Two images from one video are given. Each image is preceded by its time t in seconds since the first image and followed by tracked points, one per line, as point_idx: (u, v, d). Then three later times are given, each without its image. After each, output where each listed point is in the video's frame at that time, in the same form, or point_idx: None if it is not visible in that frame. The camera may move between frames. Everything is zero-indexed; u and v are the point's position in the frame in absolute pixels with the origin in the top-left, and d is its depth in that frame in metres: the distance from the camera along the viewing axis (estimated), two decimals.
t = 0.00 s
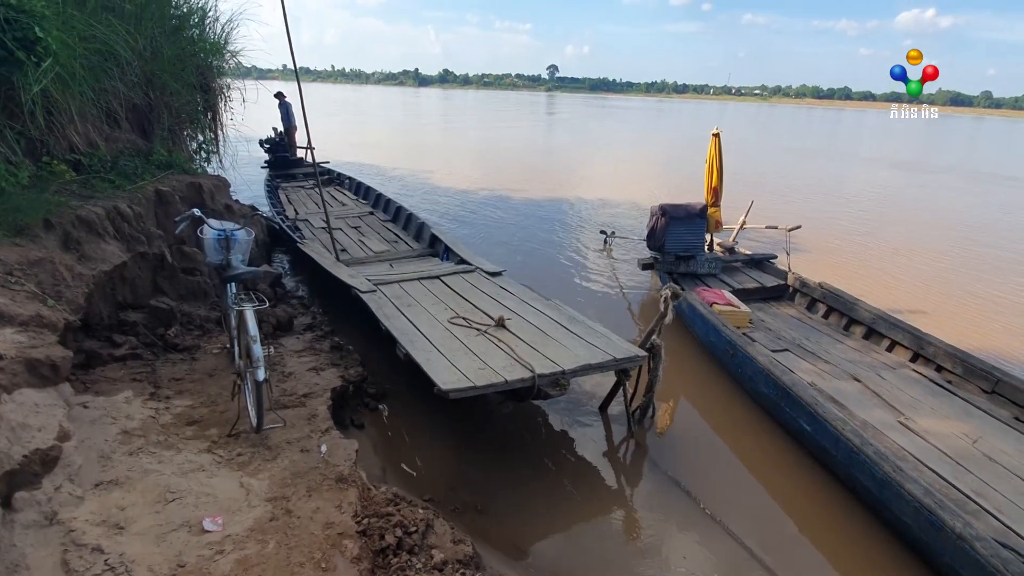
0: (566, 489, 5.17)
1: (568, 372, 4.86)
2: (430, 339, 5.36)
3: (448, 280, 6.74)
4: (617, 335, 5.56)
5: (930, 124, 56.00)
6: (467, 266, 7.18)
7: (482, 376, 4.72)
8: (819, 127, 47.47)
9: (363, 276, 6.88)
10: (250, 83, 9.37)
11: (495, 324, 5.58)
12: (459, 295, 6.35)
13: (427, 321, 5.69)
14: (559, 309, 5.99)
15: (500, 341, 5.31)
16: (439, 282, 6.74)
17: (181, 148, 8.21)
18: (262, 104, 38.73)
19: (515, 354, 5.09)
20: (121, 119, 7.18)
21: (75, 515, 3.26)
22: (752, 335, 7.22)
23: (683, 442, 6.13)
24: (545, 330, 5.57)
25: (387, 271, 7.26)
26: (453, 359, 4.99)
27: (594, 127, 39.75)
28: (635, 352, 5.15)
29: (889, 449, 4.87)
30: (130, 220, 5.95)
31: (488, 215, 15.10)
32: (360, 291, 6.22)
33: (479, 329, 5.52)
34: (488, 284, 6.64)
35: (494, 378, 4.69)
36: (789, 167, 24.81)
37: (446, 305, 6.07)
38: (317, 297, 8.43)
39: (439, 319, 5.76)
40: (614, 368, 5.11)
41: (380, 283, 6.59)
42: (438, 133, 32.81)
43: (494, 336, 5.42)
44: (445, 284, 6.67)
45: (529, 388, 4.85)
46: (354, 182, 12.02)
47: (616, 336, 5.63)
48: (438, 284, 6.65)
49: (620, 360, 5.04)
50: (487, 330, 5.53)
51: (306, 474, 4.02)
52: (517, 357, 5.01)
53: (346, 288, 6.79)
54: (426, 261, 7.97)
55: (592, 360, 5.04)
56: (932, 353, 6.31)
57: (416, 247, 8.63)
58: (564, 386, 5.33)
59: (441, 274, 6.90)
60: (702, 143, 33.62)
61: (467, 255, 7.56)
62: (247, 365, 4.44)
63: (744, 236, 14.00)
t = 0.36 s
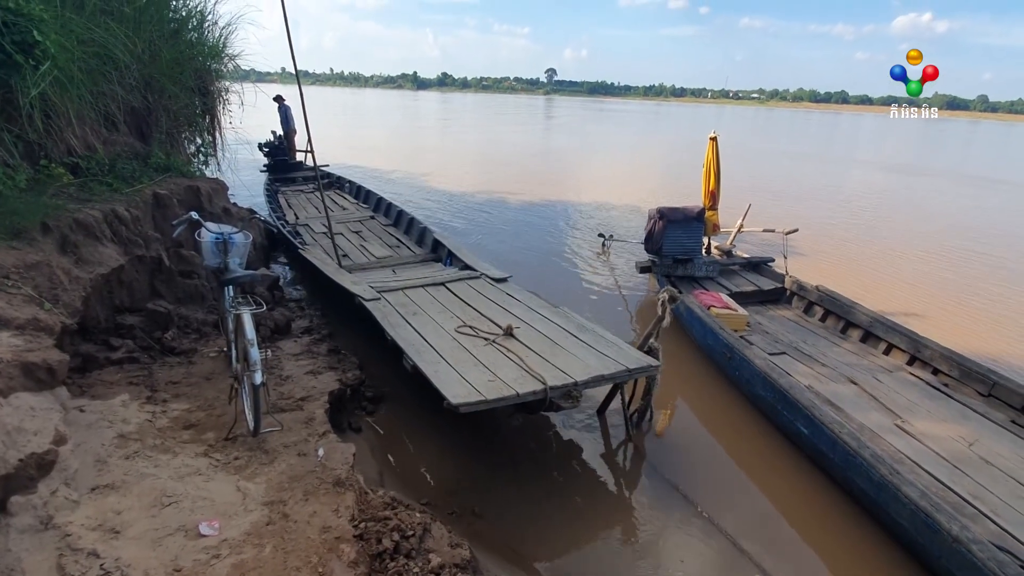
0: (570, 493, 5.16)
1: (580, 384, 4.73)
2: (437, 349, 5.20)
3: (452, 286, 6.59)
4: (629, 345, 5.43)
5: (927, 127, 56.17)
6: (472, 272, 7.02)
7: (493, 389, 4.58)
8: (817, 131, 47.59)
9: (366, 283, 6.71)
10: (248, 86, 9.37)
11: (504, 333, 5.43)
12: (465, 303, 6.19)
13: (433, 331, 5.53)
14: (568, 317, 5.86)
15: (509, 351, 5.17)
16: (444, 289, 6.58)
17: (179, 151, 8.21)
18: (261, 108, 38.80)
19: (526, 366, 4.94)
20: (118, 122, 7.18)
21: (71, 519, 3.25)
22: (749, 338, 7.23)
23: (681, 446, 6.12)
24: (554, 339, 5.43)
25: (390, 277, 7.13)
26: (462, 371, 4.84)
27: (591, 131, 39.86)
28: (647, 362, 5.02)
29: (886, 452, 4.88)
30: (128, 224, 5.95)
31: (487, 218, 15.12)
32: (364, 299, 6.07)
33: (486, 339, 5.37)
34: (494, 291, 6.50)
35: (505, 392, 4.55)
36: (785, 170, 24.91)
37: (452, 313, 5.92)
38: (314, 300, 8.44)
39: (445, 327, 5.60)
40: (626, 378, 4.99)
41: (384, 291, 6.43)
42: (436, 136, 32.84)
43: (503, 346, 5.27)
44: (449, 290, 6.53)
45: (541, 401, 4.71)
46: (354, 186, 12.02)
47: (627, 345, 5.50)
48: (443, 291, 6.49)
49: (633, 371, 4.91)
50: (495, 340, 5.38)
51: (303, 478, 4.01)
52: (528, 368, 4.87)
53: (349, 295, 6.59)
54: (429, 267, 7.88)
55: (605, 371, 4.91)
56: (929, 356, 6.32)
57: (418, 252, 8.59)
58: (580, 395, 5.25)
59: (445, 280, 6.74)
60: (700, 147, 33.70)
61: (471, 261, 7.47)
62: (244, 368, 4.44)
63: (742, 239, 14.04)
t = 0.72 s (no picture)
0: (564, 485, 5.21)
1: (595, 395, 4.57)
2: (445, 358, 5.03)
3: (458, 291, 6.45)
4: (643, 353, 5.26)
5: (924, 130, 56.32)
6: (479, 277, 6.88)
7: (505, 400, 4.42)
8: (815, 133, 47.66)
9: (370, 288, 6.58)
10: (246, 87, 9.37)
11: (514, 341, 5.27)
12: (472, 309, 6.02)
13: (441, 338, 5.36)
14: (578, 324, 5.71)
15: (520, 360, 5.01)
16: (450, 295, 6.42)
17: (178, 152, 8.20)
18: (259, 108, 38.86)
19: (538, 375, 4.78)
20: (117, 123, 7.18)
21: (67, 521, 3.24)
22: (747, 340, 7.24)
23: (679, 447, 6.12)
24: (565, 347, 5.27)
25: (393, 281, 7.00)
26: (472, 380, 4.68)
27: (590, 132, 39.94)
28: (662, 372, 4.86)
29: (883, 454, 4.88)
30: (125, 224, 5.94)
31: (486, 220, 15.12)
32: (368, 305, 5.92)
33: (496, 347, 5.20)
34: (501, 296, 6.35)
35: (518, 403, 4.38)
36: (783, 173, 24.97)
37: (459, 320, 5.74)
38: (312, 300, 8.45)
39: (453, 335, 5.43)
40: (641, 388, 4.82)
41: (388, 295, 6.28)
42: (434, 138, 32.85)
43: (513, 354, 5.10)
44: (455, 295, 6.38)
45: (554, 413, 4.55)
46: (354, 188, 12.00)
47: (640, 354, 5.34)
48: (449, 296, 6.35)
49: (648, 380, 4.74)
50: (505, 348, 5.22)
51: (301, 480, 4.01)
52: (540, 378, 4.70)
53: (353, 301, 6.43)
54: (433, 271, 7.81)
55: (619, 380, 4.74)
56: (926, 358, 6.32)
57: (422, 256, 8.54)
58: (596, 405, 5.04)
59: (451, 286, 6.59)
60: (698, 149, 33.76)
61: (475, 265, 7.38)
62: (242, 370, 4.43)
63: (740, 241, 14.06)
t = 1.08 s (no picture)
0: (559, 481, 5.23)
1: (610, 405, 4.41)
2: (454, 366, 4.87)
3: (463, 295, 6.32)
4: (656, 361, 5.11)
5: (922, 132, 56.46)
6: (484, 281, 6.75)
7: (518, 410, 4.26)
8: (812, 134, 47.74)
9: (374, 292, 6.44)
10: (246, 87, 9.36)
11: (524, 348, 5.11)
12: (479, 314, 5.88)
13: (449, 345, 5.21)
14: (587, 330, 5.58)
15: (531, 367, 4.85)
16: (456, 300, 6.28)
17: (176, 152, 8.20)
18: (257, 108, 38.89)
19: (551, 383, 4.61)
20: (116, 123, 7.19)
21: (65, 521, 3.23)
22: (745, 341, 7.25)
23: (677, 447, 6.13)
24: (576, 354, 5.13)
25: (397, 285, 6.88)
26: (483, 389, 4.51)
27: (589, 133, 40.01)
28: (677, 381, 4.71)
29: (879, 454, 4.90)
30: (124, 224, 5.94)
31: (485, 220, 15.13)
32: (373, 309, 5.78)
33: (506, 354, 5.05)
34: (507, 300, 6.23)
35: (531, 413, 4.22)
36: (782, 174, 25.03)
37: (467, 326, 5.59)
38: (310, 300, 8.46)
39: (461, 341, 5.27)
40: (656, 398, 4.67)
41: (394, 300, 6.14)
42: (433, 138, 32.88)
43: (524, 362, 4.94)
44: (461, 299, 6.25)
45: (568, 423, 4.38)
46: (356, 190, 12.00)
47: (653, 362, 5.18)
48: (455, 301, 6.22)
49: (664, 390, 4.59)
50: (515, 355, 5.06)
51: (299, 480, 4.01)
52: (553, 386, 4.54)
53: (356, 304, 6.31)
54: (437, 274, 7.74)
55: (634, 389, 4.58)
56: (922, 359, 6.34)
57: (425, 258, 8.49)
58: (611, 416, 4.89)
59: (457, 290, 6.46)
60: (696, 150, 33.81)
61: (480, 268, 7.28)
62: (240, 370, 4.42)
63: (738, 242, 14.09)
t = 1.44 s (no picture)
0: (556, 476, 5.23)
1: (622, 415, 4.30)
2: (462, 373, 4.77)
3: (468, 299, 6.22)
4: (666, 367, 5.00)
5: (918, 132, 56.59)
6: (488, 284, 6.63)
7: (528, 421, 4.15)
8: (809, 134, 47.82)
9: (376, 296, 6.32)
10: (243, 87, 9.34)
11: (532, 355, 5.00)
12: (485, 319, 5.77)
13: (455, 351, 5.09)
14: (596, 335, 5.48)
15: (539, 375, 4.74)
16: (461, 304, 6.17)
17: (173, 152, 8.20)
18: (254, 108, 38.83)
19: (561, 392, 4.50)
20: (111, 123, 7.18)
21: (62, 522, 3.23)
22: (741, 340, 7.27)
23: (676, 444, 6.13)
24: (585, 361, 5.02)
25: (399, 289, 6.77)
26: (493, 399, 4.41)
27: (587, 133, 40.07)
28: (690, 388, 4.61)
29: (875, 453, 4.92)
30: (120, 224, 5.93)
31: (482, 220, 15.12)
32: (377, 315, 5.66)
33: (513, 361, 4.94)
34: (513, 304, 6.13)
35: (543, 424, 4.11)
36: (779, 173, 25.11)
37: (472, 331, 5.48)
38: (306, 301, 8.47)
39: (467, 348, 5.17)
40: (668, 406, 4.57)
41: (397, 305, 6.01)
42: (430, 137, 32.86)
43: (532, 369, 4.84)
44: (466, 303, 6.15)
45: (580, 434, 4.28)
46: (356, 191, 11.99)
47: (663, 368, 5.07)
48: (460, 304, 6.10)
49: (676, 398, 4.49)
50: (523, 362, 4.95)
51: (296, 480, 4.01)
52: (563, 395, 4.44)
53: (358, 310, 6.20)
54: (439, 278, 7.68)
55: (646, 398, 4.48)
56: (918, 358, 6.36)
57: (426, 260, 8.47)
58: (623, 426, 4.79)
59: (461, 293, 6.33)
60: (693, 149, 33.85)
61: (483, 271, 7.19)
62: (237, 371, 4.42)
63: (735, 241, 14.11)
